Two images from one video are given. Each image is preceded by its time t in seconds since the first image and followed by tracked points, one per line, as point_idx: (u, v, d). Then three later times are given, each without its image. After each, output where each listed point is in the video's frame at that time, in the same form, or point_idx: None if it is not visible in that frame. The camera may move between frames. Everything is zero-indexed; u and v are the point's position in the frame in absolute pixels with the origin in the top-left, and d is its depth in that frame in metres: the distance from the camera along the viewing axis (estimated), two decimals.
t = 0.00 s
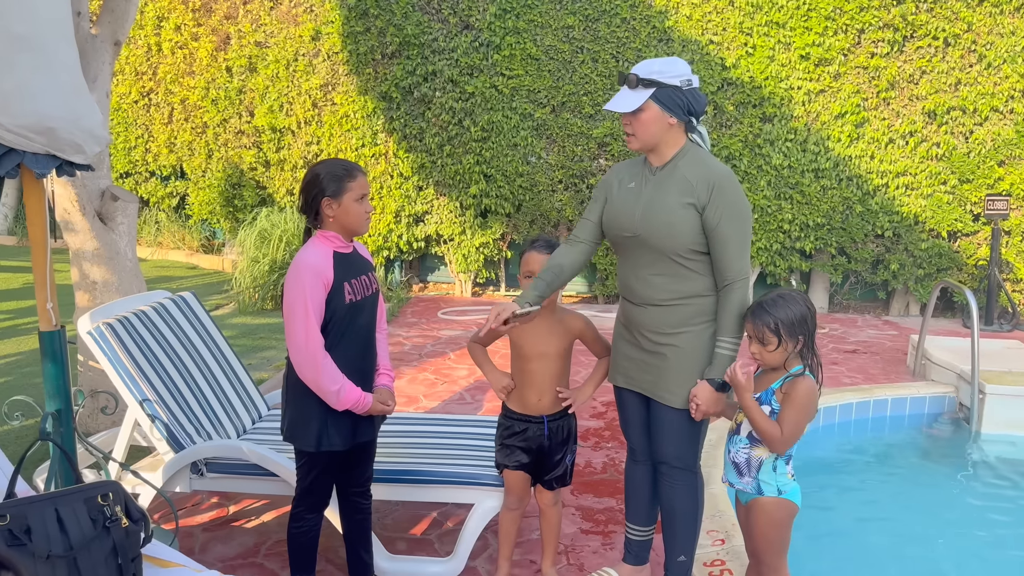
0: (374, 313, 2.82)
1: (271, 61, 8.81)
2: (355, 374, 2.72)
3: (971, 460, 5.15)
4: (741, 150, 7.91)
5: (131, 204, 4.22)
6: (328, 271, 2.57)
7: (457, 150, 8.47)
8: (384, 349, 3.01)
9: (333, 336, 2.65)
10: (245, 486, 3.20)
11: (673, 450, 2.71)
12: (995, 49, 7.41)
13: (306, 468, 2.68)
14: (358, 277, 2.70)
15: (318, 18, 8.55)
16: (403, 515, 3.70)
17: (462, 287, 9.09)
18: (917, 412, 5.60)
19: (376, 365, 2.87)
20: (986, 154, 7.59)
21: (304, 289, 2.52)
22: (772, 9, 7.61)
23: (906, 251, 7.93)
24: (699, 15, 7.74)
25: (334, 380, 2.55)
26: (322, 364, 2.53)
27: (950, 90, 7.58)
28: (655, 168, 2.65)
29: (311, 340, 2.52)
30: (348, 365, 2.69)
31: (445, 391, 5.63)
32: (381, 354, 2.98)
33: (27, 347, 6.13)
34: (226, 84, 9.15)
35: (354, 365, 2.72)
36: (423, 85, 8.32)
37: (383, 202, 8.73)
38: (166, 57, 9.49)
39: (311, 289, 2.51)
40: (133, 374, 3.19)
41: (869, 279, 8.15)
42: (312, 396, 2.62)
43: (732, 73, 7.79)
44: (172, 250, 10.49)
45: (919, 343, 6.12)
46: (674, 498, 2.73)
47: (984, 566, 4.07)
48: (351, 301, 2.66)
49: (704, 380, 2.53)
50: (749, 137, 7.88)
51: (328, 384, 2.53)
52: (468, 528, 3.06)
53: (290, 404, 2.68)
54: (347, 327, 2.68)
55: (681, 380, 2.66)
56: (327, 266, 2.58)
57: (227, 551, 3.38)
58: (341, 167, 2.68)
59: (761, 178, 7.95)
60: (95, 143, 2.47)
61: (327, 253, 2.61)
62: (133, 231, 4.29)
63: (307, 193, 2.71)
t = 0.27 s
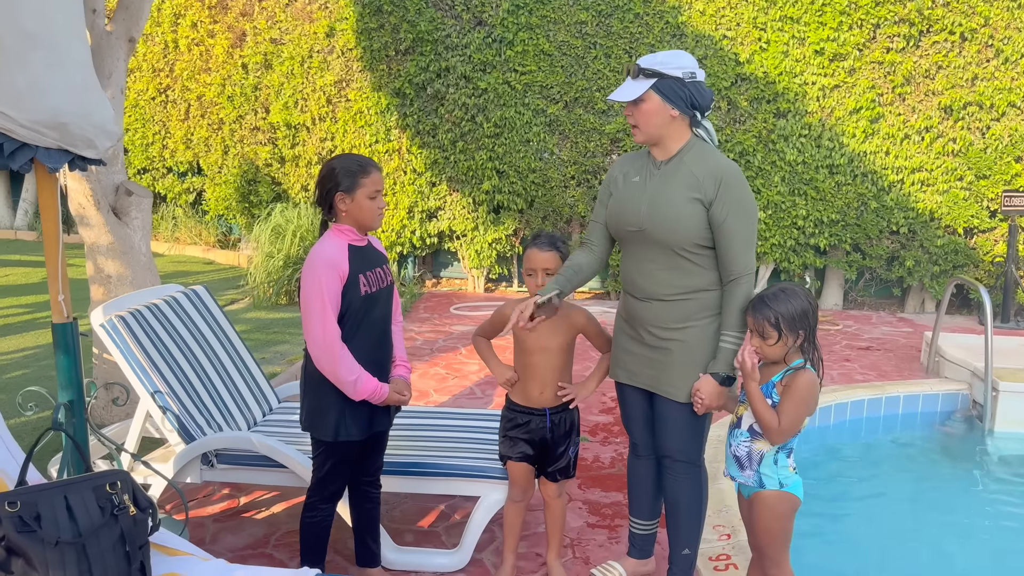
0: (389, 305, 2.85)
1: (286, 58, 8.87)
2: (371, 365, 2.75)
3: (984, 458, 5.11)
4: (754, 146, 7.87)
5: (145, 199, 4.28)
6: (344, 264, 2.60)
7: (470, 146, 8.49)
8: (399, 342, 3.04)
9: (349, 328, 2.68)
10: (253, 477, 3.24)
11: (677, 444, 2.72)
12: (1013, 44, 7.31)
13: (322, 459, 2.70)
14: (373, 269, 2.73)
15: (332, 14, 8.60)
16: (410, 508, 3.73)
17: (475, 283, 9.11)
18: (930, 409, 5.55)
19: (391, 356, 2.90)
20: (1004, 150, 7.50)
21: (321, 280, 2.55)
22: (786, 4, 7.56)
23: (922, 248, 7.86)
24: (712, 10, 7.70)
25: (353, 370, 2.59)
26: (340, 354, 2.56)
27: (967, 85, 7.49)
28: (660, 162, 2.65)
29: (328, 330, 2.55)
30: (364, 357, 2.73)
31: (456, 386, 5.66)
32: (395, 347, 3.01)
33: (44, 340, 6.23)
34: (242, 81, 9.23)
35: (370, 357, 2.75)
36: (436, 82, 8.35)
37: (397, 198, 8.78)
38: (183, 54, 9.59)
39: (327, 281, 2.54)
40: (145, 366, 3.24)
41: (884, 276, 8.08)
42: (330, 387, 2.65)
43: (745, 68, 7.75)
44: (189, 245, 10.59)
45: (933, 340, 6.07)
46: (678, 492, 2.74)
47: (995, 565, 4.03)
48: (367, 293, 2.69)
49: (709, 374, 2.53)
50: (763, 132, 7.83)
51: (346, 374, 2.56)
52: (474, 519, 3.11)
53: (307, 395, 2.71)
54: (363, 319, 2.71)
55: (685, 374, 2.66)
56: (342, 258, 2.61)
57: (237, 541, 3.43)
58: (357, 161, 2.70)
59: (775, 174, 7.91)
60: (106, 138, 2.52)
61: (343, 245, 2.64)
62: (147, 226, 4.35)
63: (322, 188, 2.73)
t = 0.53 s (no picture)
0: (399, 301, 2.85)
1: (294, 54, 8.89)
2: (372, 362, 2.75)
3: (991, 456, 5.08)
4: (762, 142, 7.83)
5: (151, 194, 4.30)
6: (344, 260, 2.61)
7: (477, 142, 8.49)
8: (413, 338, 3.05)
9: (350, 323, 2.69)
10: (257, 471, 3.26)
11: (676, 441, 2.71)
12: None
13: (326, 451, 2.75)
14: (379, 265, 2.73)
15: (339, 11, 8.61)
16: (414, 503, 3.74)
17: (482, 279, 9.11)
18: (937, 407, 5.52)
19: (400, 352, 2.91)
20: (1013, 147, 7.44)
21: (322, 275, 2.56)
22: None
23: (930, 245, 7.81)
24: (720, 5, 7.66)
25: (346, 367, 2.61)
26: (334, 349, 2.58)
27: (976, 81, 7.42)
28: (661, 157, 2.63)
29: (324, 325, 2.57)
30: (365, 353, 2.73)
31: (461, 382, 5.67)
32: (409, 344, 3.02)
33: (53, 335, 6.27)
34: (250, 77, 9.25)
35: (373, 353, 2.75)
36: (443, 78, 8.35)
37: (404, 194, 8.80)
38: (191, 51, 9.62)
39: (325, 277, 2.55)
40: (150, 360, 3.26)
41: (893, 273, 8.03)
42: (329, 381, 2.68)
43: (753, 64, 7.71)
44: (198, 241, 10.62)
45: (941, 337, 6.04)
46: (678, 489, 2.73)
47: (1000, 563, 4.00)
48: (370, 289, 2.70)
49: (705, 372, 2.56)
50: (771, 128, 7.80)
51: (333, 369, 2.58)
52: (476, 515, 3.11)
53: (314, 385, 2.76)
54: (365, 316, 2.71)
55: (681, 370, 2.66)
56: (346, 254, 2.62)
57: (241, 535, 3.44)
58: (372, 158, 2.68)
59: (782, 171, 7.88)
60: (109, 133, 2.54)
61: (348, 241, 2.65)
62: (152, 222, 4.37)
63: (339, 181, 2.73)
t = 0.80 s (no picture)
0: (404, 306, 2.81)
1: (295, 50, 8.86)
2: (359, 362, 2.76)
3: (995, 453, 5.07)
4: (766, 139, 7.80)
5: (153, 191, 4.28)
6: (331, 258, 2.64)
7: (479, 139, 8.46)
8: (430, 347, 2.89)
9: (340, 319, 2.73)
10: (260, 469, 3.24)
11: (680, 440, 2.69)
12: None
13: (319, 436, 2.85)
14: (379, 267, 2.72)
15: (341, 6, 8.58)
16: (417, 501, 3.72)
17: (484, 276, 9.09)
18: (941, 404, 5.50)
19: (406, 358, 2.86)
20: (1018, 143, 7.41)
21: (315, 268, 2.64)
22: None
23: (934, 242, 7.78)
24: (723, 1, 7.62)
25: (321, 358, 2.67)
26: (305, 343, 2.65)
27: (981, 78, 7.38)
28: (667, 154, 2.60)
29: (306, 315, 2.64)
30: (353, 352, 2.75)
31: (464, 379, 5.65)
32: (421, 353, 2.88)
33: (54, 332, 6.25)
34: (251, 73, 9.22)
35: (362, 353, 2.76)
36: (445, 74, 8.32)
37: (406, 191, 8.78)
38: (192, 46, 9.59)
39: (310, 271, 2.63)
40: (151, 358, 3.23)
41: (896, 270, 8.01)
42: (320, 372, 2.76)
43: (757, 60, 7.67)
44: (199, 238, 10.59)
45: (945, 335, 6.01)
46: (682, 487, 2.72)
47: (1006, 562, 3.99)
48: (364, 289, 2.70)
49: (710, 371, 2.55)
50: (774, 125, 7.76)
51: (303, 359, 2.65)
52: (480, 514, 3.09)
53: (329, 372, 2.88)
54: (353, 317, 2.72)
55: (684, 368, 2.64)
56: (343, 251, 2.67)
57: (244, 533, 3.43)
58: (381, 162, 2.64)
59: (786, 168, 7.85)
60: (112, 129, 2.52)
61: (350, 238, 2.69)
62: (154, 218, 4.34)
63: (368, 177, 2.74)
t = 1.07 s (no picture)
0: (408, 327, 2.71)
1: (291, 45, 8.76)
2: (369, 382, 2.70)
3: (1001, 453, 5.03)
4: (767, 136, 7.76)
5: (151, 187, 4.19)
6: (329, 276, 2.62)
7: (478, 135, 8.38)
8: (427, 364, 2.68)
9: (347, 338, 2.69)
10: (264, 473, 3.17)
11: (696, 442, 2.64)
12: None
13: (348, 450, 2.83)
14: (379, 287, 2.65)
15: (338, 1, 8.49)
16: (423, 504, 3.66)
17: (483, 274, 9.03)
18: (946, 404, 5.46)
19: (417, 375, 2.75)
20: (1020, 141, 7.38)
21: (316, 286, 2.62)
22: None
23: (935, 240, 7.76)
24: None
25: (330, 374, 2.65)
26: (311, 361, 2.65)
27: (983, 75, 7.35)
28: (685, 152, 2.54)
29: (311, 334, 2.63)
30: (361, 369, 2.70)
31: (466, 379, 5.59)
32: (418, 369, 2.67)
33: (49, 331, 6.16)
34: (247, 68, 9.11)
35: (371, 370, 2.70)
36: (443, 69, 8.24)
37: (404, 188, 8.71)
38: (186, 41, 9.48)
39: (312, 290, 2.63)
40: (152, 360, 3.16)
41: (897, 268, 7.99)
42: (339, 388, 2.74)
43: (758, 57, 7.62)
44: (193, 235, 10.48)
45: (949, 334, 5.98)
46: (698, 491, 2.66)
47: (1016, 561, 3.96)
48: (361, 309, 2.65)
49: (729, 374, 2.49)
50: (776, 122, 7.72)
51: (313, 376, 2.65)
52: (490, 517, 3.05)
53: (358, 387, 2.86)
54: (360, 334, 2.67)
55: (701, 370, 2.57)
56: (342, 269, 2.63)
57: (248, 537, 3.37)
58: (372, 183, 2.49)
59: (787, 165, 7.80)
60: (113, 125, 2.41)
61: (349, 256, 2.65)
62: (152, 216, 4.25)
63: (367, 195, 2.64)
